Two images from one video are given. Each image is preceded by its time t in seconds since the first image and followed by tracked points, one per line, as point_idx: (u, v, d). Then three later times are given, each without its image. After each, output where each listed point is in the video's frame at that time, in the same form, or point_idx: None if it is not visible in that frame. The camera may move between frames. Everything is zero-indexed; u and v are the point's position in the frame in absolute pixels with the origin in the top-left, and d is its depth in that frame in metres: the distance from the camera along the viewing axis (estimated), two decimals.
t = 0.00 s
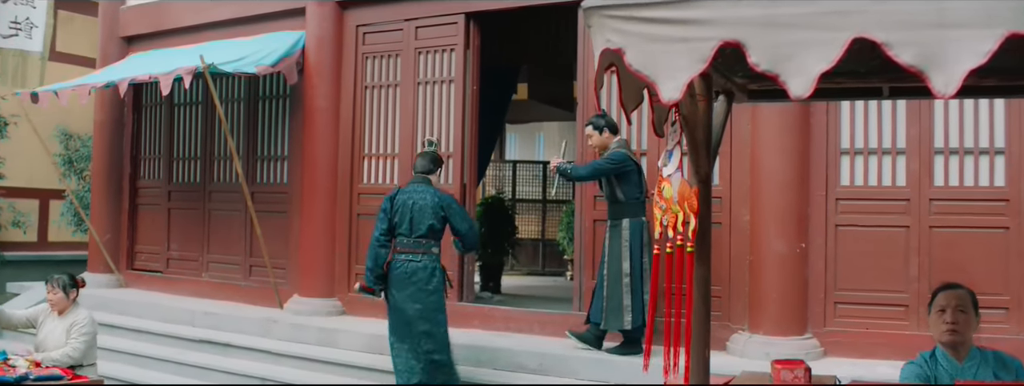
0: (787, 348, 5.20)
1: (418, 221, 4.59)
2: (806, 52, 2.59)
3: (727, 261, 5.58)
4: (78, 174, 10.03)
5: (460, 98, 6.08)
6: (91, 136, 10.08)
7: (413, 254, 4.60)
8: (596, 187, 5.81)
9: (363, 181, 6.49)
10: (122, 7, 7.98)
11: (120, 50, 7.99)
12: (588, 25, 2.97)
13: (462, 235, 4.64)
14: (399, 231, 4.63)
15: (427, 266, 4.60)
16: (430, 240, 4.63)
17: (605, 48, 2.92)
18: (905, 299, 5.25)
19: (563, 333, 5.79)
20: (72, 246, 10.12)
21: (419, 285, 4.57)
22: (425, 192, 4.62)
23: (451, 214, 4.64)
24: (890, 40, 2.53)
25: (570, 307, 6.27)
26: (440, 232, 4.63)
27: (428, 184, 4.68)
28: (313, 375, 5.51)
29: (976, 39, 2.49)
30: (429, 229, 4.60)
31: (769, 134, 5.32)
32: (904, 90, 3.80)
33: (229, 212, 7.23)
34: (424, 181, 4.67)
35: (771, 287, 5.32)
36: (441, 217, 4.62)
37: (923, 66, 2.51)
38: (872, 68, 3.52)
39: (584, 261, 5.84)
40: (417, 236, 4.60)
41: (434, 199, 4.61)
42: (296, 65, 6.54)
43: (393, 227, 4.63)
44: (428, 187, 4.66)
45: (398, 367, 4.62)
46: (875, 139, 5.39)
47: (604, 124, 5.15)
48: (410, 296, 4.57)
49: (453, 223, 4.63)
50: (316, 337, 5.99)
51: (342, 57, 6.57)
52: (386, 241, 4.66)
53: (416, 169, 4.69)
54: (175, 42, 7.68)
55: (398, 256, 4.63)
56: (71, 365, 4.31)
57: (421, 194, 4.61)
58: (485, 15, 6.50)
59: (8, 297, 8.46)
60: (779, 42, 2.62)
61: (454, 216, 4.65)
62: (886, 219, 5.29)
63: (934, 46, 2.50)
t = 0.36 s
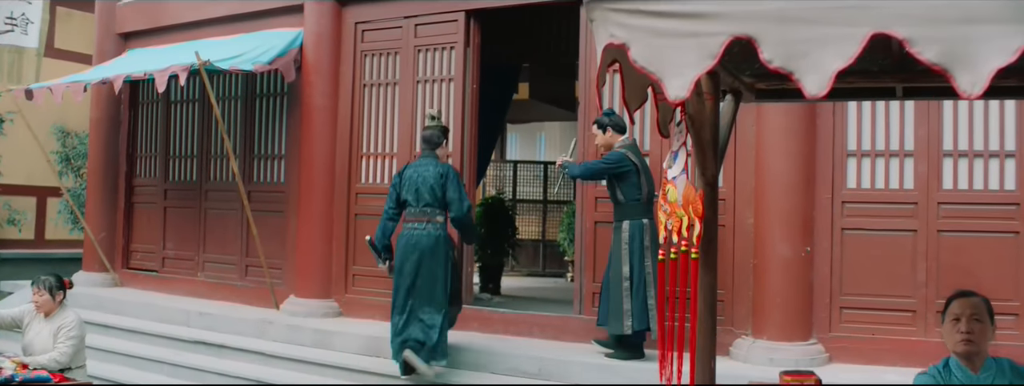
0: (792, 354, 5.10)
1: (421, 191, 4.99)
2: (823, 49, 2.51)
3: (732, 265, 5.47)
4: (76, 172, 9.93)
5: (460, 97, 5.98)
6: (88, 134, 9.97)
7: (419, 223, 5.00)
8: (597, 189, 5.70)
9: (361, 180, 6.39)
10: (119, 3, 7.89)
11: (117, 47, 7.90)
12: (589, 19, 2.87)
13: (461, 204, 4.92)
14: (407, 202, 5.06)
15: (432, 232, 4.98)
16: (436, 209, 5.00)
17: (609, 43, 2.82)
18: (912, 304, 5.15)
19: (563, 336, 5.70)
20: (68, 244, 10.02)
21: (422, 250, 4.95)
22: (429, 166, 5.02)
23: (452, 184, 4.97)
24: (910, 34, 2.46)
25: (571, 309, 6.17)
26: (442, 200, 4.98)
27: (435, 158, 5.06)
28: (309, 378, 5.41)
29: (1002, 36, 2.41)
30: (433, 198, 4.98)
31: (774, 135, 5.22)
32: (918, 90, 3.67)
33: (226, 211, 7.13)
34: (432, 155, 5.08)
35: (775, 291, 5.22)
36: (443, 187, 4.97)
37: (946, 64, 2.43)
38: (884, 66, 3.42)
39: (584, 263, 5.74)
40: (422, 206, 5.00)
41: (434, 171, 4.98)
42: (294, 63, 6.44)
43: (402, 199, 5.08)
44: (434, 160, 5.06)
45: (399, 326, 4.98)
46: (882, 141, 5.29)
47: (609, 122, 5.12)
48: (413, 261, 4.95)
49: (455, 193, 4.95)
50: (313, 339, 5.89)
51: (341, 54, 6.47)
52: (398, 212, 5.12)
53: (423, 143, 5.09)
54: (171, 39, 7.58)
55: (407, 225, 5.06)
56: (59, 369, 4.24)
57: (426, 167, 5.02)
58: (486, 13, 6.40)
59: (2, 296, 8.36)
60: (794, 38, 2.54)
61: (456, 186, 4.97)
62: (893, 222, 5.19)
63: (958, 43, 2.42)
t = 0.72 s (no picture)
0: (804, 361, 4.99)
1: (446, 173, 5.00)
2: (850, 48, 2.43)
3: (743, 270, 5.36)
4: (80, 169, 9.85)
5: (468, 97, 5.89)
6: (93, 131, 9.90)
7: (443, 205, 4.99)
8: (606, 191, 5.61)
9: (367, 180, 6.30)
10: None
11: (122, 43, 7.83)
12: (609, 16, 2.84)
13: (484, 189, 4.91)
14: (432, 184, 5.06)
15: (455, 214, 4.96)
16: (459, 192, 5.01)
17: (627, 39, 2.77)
18: (928, 311, 5.04)
19: (571, 341, 5.60)
20: (73, 242, 9.96)
21: (443, 231, 4.92)
22: (455, 147, 5.03)
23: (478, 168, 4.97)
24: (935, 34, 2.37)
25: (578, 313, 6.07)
26: (466, 184, 4.99)
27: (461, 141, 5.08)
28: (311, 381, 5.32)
29: None
30: (457, 181, 4.99)
31: (787, 138, 5.12)
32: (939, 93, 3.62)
33: (230, 210, 7.05)
34: (457, 138, 5.09)
35: (787, 297, 5.12)
36: (467, 171, 4.98)
37: (986, 64, 2.35)
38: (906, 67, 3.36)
39: (593, 266, 5.64)
40: (446, 188, 5.01)
41: (461, 153, 4.99)
42: (300, 61, 6.35)
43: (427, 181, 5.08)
44: (459, 144, 5.07)
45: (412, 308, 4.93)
46: (898, 145, 5.18)
47: (625, 122, 5.06)
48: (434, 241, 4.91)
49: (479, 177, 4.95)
50: (316, 341, 5.80)
51: (347, 52, 6.38)
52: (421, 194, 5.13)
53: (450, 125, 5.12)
54: (176, 36, 7.51)
55: (430, 207, 5.06)
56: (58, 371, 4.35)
57: (451, 149, 5.03)
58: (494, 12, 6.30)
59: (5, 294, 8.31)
60: (821, 36, 2.46)
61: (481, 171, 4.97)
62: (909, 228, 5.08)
63: (998, 42, 2.35)
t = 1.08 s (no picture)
0: (833, 367, 4.87)
1: (489, 160, 5.19)
2: (907, 46, 2.45)
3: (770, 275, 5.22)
4: (100, 170, 9.64)
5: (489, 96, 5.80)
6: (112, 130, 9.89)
7: (486, 190, 5.21)
8: (630, 192, 5.50)
9: (386, 181, 6.23)
10: None
11: (140, 43, 7.80)
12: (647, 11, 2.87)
13: (530, 176, 5.15)
14: (473, 169, 5.26)
15: (500, 201, 5.18)
16: (502, 178, 5.22)
17: (665, 35, 2.80)
18: (961, 317, 4.90)
19: (592, 345, 5.51)
20: (92, 241, 9.95)
21: (490, 218, 5.15)
22: (497, 134, 5.22)
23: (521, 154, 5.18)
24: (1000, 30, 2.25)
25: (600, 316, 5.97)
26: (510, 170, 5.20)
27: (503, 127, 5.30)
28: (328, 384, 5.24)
29: None
30: (500, 168, 5.20)
31: (815, 139, 4.99)
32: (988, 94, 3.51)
33: (248, 210, 7.00)
34: (497, 124, 5.29)
35: (815, 301, 4.99)
36: (510, 158, 5.19)
37: None
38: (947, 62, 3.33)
39: (616, 269, 5.54)
40: (489, 175, 5.21)
41: (504, 141, 5.18)
42: (318, 60, 6.28)
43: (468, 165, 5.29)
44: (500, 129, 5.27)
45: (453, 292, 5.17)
46: (930, 146, 5.04)
47: (656, 122, 4.99)
48: (481, 227, 5.16)
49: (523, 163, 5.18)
50: (334, 344, 5.73)
51: (366, 51, 6.31)
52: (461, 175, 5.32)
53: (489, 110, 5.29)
54: (195, 35, 7.47)
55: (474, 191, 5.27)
56: (74, 375, 4.46)
57: (492, 136, 5.23)
58: (515, 10, 6.21)
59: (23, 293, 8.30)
60: (875, 33, 2.48)
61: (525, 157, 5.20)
62: (941, 231, 4.95)
63: None
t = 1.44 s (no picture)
0: (856, 370, 4.76)
1: (499, 161, 5.20)
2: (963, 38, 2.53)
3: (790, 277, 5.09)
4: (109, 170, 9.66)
5: (502, 95, 5.71)
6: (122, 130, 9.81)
7: (499, 191, 5.22)
8: (646, 192, 5.40)
9: (397, 181, 6.15)
10: None
11: (150, 41, 7.74)
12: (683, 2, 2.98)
13: (534, 174, 5.04)
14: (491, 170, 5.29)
15: (508, 201, 5.15)
16: (513, 178, 5.18)
17: (699, 23, 2.91)
18: (987, 319, 4.78)
19: (608, 347, 5.41)
20: (102, 242, 9.89)
21: (499, 218, 5.15)
22: (505, 134, 5.18)
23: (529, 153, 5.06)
24: None
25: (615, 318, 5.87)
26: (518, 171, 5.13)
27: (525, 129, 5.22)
28: None
29: None
30: (507, 169, 5.17)
31: (836, 138, 4.88)
32: None
33: (258, 210, 6.93)
34: (513, 123, 5.22)
35: (835, 303, 4.88)
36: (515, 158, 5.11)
37: None
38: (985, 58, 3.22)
39: (632, 271, 5.43)
40: (501, 175, 5.22)
41: (508, 141, 5.13)
42: (329, 59, 6.21)
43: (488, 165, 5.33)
44: (512, 127, 5.19)
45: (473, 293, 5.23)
46: (955, 145, 4.93)
47: (678, 121, 4.89)
48: (491, 228, 5.19)
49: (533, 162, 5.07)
50: (345, 346, 5.65)
51: (378, 49, 6.23)
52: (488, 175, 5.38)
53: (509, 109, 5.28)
54: (205, 34, 7.40)
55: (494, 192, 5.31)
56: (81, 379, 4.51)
57: (501, 136, 5.20)
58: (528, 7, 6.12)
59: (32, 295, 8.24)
60: (924, 24, 2.57)
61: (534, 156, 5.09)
62: (966, 232, 4.83)
63: None
